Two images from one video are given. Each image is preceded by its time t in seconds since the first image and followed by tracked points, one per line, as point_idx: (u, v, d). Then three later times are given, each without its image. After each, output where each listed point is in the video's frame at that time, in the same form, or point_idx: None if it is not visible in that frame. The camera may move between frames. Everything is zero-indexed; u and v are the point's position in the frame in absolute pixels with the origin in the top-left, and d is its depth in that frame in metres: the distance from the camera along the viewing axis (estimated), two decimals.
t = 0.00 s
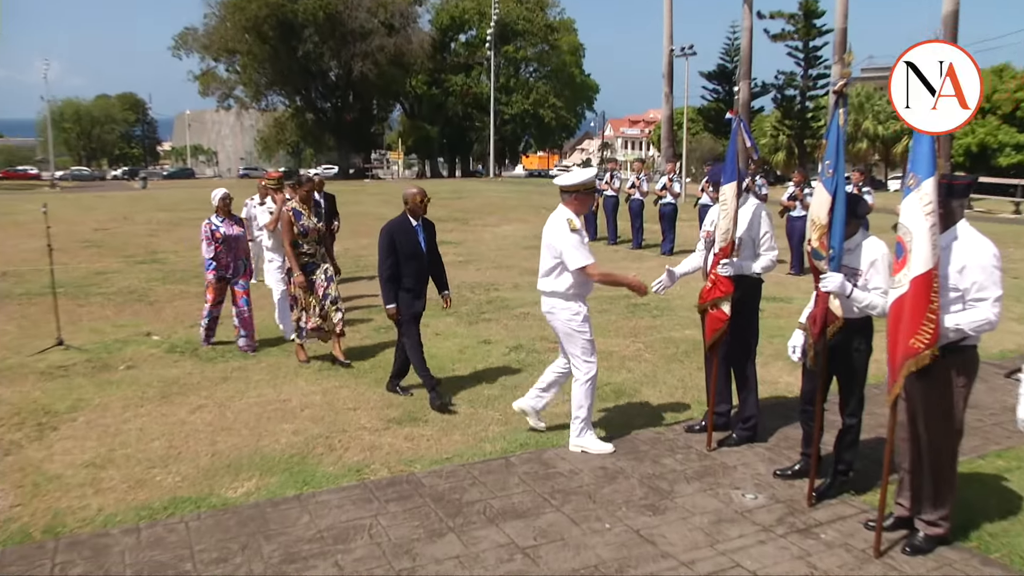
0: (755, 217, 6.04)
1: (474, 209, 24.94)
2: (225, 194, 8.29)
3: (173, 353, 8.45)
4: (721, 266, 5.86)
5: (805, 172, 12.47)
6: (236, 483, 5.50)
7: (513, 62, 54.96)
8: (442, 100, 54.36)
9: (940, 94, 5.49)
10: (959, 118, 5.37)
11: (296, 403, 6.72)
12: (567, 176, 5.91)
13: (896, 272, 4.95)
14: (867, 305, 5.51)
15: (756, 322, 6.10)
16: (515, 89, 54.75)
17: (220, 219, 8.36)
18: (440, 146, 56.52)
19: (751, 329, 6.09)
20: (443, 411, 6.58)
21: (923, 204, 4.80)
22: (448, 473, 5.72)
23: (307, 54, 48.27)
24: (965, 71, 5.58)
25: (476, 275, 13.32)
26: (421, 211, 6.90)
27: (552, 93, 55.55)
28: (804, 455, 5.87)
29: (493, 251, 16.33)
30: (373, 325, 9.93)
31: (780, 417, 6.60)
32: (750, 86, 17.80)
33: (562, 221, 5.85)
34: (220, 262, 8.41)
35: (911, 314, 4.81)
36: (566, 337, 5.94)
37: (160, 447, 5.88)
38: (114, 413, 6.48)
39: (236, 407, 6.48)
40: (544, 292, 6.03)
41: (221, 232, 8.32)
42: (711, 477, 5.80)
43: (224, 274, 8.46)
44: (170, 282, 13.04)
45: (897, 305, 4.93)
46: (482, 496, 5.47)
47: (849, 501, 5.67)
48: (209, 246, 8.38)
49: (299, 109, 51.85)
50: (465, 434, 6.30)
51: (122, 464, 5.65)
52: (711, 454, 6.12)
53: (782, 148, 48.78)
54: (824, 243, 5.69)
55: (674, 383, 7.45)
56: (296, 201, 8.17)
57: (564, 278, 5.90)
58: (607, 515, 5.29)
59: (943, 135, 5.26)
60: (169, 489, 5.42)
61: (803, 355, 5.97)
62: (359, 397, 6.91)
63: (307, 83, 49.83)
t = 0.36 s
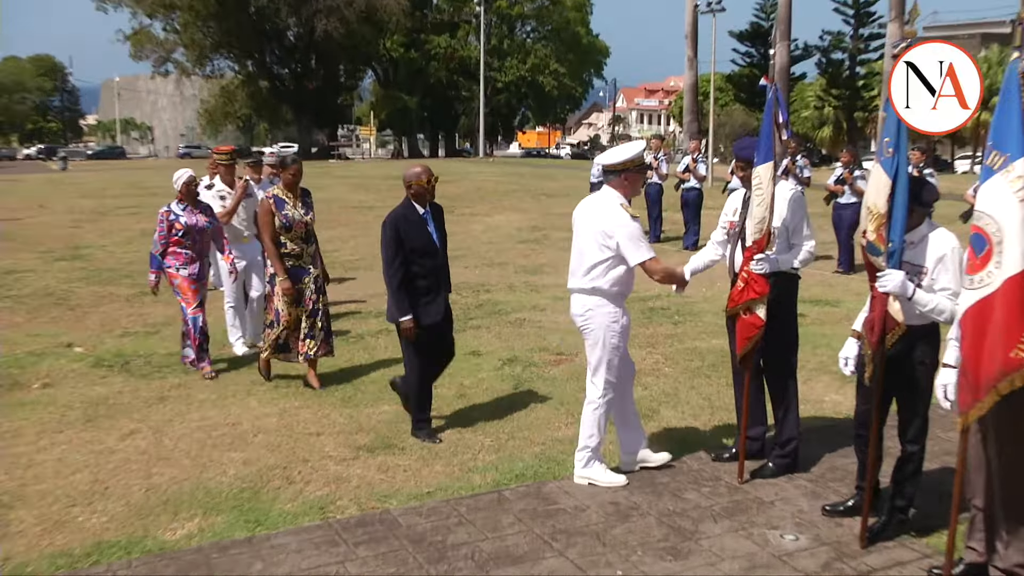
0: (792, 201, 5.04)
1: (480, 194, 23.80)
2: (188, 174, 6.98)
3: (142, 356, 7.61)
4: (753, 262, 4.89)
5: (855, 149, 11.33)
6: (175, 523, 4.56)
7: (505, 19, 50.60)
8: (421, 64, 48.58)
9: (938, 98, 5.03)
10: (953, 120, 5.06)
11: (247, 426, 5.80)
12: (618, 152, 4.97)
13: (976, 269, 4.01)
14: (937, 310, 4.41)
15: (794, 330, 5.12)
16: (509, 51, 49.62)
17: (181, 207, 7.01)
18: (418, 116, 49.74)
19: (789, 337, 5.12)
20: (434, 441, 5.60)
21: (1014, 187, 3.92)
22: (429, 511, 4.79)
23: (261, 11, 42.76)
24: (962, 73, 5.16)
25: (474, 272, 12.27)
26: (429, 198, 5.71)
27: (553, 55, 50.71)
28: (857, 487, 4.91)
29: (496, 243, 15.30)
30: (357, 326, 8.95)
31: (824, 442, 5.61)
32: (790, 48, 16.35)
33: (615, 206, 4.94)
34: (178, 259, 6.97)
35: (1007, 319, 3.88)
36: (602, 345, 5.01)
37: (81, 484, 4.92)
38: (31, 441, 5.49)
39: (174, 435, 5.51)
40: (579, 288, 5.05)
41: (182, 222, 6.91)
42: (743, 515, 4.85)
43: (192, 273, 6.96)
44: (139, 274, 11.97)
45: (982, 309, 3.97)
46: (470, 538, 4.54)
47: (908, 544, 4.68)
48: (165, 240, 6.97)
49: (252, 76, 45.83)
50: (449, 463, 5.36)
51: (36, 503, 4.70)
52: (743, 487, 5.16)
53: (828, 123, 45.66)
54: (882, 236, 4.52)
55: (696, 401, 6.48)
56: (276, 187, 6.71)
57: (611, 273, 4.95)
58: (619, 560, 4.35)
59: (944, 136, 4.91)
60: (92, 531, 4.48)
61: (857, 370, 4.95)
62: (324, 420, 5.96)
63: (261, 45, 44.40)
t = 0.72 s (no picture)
0: (801, 190, 4.54)
1: (471, 181, 23.21)
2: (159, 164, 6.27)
3: (74, 366, 7.00)
4: (759, 258, 4.37)
5: (872, 132, 10.71)
6: (115, 552, 4.07)
7: None
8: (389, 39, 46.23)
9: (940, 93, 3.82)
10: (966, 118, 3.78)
11: (194, 444, 5.35)
12: (628, 130, 4.49)
13: (1012, 265, 3.46)
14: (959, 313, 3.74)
15: (800, 334, 4.62)
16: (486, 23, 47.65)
17: (149, 202, 6.28)
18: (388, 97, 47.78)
19: (795, 340, 4.62)
20: (404, 459, 5.17)
21: None
22: (398, 537, 4.31)
23: None
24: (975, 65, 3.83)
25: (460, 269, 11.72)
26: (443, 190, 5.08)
27: (535, 30, 49.18)
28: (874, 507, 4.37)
29: (486, 236, 14.76)
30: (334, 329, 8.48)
31: (838, 459, 5.12)
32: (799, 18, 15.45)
33: (626, 185, 4.49)
34: (147, 263, 6.26)
35: None
36: (625, 347, 4.49)
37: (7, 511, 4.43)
38: None
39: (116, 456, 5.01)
40: (599, 283, 4.56)
41: (152, 218, 6.23)
42: (747, 539, 4.36)
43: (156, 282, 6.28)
44: (108, 271, 11.42)
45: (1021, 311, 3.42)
46: (443, 567, 4.06)
47: (931, 568, 4.15)
48: (134, 238, 6.23)
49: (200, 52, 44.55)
50: (421, 484, 4.90)
51: None
52: (747, 507, 4.67)
53: (841, 102, 43.98)
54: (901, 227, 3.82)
55: (694, 412, 5.99)
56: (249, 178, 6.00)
57: (633, 262, 4.44)
58: None
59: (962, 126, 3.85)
60: (20, 562, 4.00)
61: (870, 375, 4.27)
62: (283, 438, 5.47)
63: (208, 17, 42.98)
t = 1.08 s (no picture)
0: (789, 191, 4.50)
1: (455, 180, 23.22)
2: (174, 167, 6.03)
3: (55, 367, 6.97)
4: (746, 257, 4.35)
5: (853, 131, 10.88)
6: (97, 554, 4.06)
7: None
8: (372, 39, 45.72)
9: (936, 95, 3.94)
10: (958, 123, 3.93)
11: (176, 445, 5.33)
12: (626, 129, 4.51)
13: (979, 262, 3.46)
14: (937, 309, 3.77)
15: (784, 335, 4.62)
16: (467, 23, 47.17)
17: (166, 206, 6.07)
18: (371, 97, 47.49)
19: (778, 339, 4.60)
20: (431, 464, 5.04)
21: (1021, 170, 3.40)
22: (381, 537, 4.31)
23: None
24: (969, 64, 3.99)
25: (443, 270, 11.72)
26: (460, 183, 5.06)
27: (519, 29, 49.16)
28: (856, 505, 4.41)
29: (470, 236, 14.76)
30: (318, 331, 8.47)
31: (821, 457, 5.13)
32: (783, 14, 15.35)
33: (625, 181, 4.50)
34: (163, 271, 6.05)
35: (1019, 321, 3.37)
36: (626, 342, 4.44)
37: None
38: None
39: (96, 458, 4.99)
40: (597, 280, 4.52)
41: (168, 225, 6.01)
42: (730, 537, 4.38)
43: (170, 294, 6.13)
44: (88, 272, 11.37)
45: (989, 309, 3.43)
46: (426, 567, 4.05)
47: (913, 564, 4.17)
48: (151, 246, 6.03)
49: (182, 52, 44.83)
50: (404, 483, 4.91)
51: None
52: (730, 505, 4.68)
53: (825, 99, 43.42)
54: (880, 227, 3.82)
55: (678, 411, 5.99)
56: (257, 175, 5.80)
57: (630, 258, 4.44)
58: None
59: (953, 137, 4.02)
60: None
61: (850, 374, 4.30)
62: (266, 438, 5.47)
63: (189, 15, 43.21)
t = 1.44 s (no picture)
0: (773, 192, 4.45)
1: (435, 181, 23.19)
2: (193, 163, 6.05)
3: (33, 370, 6.94)
4: (728, 256, 4.28)
5: (831, 130, 10.96)
6: (74, 558, 4.04)
7: None
8: (352, 39, 45.08)
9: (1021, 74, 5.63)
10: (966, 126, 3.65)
11: (155, 447, 5.31)
12: (614, 130, 4.45)
13: (935, 263, 3.50)
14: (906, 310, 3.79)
15: (765, 333, 4.60)
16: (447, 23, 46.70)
17: (184, 204, 6.09)
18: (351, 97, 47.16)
19: (757, 339, 4.59)
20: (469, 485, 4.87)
21: (970, 172, 3.39)
22: (361, 538, 4.30)
23: None
24: None
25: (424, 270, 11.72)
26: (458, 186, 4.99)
27: (499, 29, 49.10)
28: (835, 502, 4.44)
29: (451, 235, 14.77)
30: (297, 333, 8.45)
31: (800, 455, 5.15)
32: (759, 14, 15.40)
33: (614, 187, 4.44)
34: (182, 269, 6.04)
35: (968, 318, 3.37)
36: (622, 351, 4.45)
37: None
38: None
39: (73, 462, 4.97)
40: (589, 290, 4.50)
41: (187, 222, 6.02)
42: (710, 535, 4.39)
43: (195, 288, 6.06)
44: (67, 273, 11.33)
45: (941, 308, 3.46)
46: (406, 569, 4.05)
47: (891, 561, 4.20)
48: (167, 244, 5.99)
49: (161, 52, 44.86)
50: (385, 484, 4.91)
51: None
52: (710, 503, 4.69)
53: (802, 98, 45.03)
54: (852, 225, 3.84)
55: (658, 410, 6.00)
56: (260, 176, 5.55)
57: (625, 267, 4.42)
58: None
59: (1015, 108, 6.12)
60: None
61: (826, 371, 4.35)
62: (245, 439, 5.47)
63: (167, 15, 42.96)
